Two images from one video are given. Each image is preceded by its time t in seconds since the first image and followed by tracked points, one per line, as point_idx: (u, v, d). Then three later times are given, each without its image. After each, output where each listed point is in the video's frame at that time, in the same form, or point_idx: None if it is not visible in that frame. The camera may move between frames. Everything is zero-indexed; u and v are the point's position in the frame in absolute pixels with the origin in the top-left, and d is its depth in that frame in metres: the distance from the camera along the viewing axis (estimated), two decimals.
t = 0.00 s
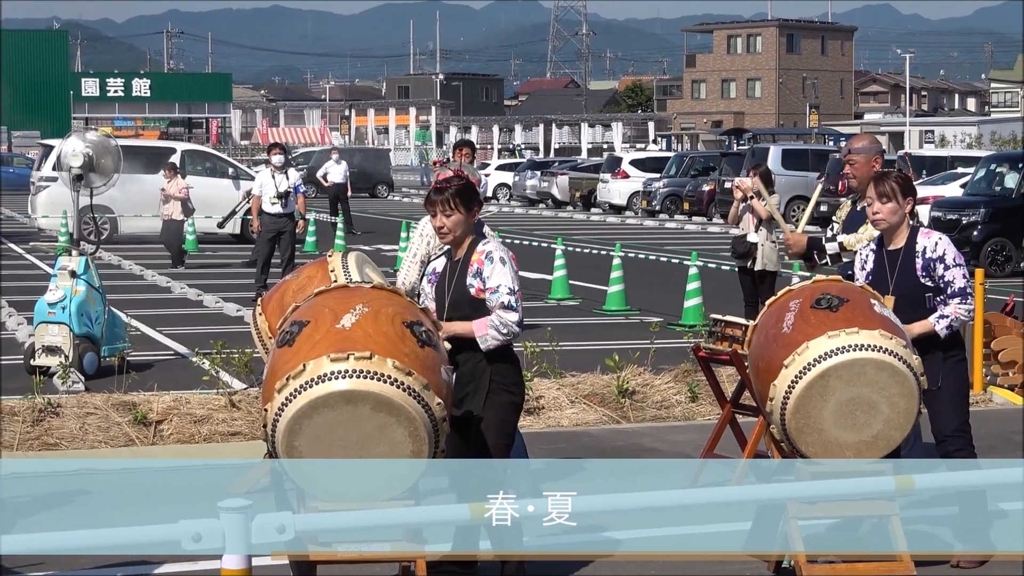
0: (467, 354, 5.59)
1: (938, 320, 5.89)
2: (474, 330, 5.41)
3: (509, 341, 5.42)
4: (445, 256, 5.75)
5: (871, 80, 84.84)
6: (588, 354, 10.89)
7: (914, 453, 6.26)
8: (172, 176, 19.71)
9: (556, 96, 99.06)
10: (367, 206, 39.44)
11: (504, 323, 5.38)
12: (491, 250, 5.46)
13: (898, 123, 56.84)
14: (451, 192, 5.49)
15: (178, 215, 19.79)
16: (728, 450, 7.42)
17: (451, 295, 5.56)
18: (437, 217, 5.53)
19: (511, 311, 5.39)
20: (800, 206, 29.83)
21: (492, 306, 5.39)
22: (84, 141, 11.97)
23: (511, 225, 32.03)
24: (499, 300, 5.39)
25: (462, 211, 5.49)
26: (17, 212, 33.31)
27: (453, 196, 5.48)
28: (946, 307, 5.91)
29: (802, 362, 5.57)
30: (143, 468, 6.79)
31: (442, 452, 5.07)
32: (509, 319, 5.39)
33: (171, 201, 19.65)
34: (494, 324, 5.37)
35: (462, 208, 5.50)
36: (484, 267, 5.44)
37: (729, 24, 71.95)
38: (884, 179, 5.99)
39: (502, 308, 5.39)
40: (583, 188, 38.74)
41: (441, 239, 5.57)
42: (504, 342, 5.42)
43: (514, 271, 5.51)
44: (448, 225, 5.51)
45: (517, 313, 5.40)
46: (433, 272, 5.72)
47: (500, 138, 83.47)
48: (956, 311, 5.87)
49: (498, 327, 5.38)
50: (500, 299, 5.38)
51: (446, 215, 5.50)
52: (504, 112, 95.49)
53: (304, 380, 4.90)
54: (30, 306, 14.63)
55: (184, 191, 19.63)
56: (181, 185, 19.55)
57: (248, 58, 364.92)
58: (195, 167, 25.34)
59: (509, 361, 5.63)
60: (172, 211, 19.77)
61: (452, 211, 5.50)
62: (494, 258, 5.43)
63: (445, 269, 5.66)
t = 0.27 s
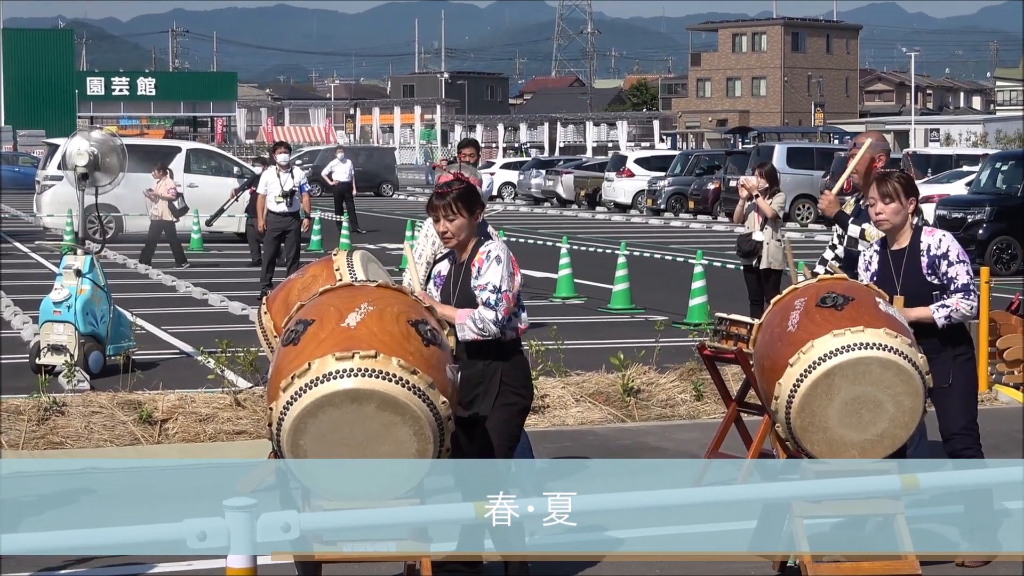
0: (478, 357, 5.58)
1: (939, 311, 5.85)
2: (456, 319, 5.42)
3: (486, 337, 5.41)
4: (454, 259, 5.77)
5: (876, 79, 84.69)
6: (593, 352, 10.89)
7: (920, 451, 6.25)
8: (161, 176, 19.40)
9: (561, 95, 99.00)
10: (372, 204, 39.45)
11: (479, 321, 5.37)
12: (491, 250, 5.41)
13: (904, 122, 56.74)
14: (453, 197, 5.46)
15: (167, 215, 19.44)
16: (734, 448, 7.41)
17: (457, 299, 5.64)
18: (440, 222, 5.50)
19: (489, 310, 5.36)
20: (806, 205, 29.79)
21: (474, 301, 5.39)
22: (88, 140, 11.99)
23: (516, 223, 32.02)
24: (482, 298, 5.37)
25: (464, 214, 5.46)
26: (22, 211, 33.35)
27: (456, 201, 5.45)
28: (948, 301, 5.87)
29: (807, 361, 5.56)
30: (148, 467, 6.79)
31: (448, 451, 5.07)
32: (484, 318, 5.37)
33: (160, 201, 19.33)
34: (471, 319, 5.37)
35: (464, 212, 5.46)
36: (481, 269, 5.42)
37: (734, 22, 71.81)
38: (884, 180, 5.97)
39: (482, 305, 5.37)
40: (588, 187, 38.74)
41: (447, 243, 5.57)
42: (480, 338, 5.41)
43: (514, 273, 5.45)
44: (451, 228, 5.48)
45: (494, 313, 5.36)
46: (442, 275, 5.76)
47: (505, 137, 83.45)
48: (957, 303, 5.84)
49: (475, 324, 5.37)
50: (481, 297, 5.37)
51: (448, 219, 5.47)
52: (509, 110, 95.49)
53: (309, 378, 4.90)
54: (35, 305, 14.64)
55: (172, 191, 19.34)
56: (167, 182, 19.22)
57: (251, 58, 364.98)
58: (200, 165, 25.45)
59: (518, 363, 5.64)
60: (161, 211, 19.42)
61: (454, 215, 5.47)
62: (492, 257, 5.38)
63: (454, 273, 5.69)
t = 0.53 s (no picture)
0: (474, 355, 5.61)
1: (941, 317, 5.87)
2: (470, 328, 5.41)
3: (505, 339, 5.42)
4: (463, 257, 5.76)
5: (881, 77, 84.58)
6: (597, 351, 10.89)
7: (923, 450, 6.25)
8: (150, 173, 19.32)
9: (565, 94, 98.96)
10: (376, 203, 39.44)
11: (498, 321, 5.36)
12: (497, 250, 5.42)
13: (910, 120, 56.65)
14: (460, 196, 5.47)
15: (154, 212, 19.50)
16: (737, 447, 7.40)
17: (463, 295, 5.60)
18: (449, 222, 5.51)
19: (508, 310, 5.37)
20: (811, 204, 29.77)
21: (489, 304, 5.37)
22: (94, 138, 12.01)
23: (521, 222, 31.98)
24: (497, 299, 5.37)
25: (473, 213, 5.47)
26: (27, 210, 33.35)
27: (463, 200, 5.46)
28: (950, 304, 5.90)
29: (812, 360, 5.57)
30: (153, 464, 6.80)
31: (452, 449, 5.06)
32: (503, 318, 5.37)
33: (149, 199, 19.34)
34: (489, 322, 5.36)
35: (473, 211, 5.47)
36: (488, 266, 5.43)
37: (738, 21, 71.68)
38: (891, 176, 6.00)
39: (499, 306, 5.37)
40: (592, 185, 38.74)
41: (456, 242, 5.56)
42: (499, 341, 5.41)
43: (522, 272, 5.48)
44: (460, 228, 5.48)
45: (513, 311, 5.37)
46: (451, 272, 5.74)
47: (509, 135, 83.42)
48: (959, 307, 5.87)
49: (493, 325, 5.37)
50: (498, 298, 5.37)
51: (457, 219, 5.48)
52: (513, 108, 95.38)
53: (313, 377, 4.91)
54: (39, 304, 14.65)
55: (161, 190, 19.35)
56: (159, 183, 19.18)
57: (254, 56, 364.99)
58: (204, 164, 25.52)
59: (516, 364, 5.63)
60: (149, 208, 19.46)
61: (464, 214, 5.48)
62: (500, 257, 5.38)
63: (461, 271, 5.68)
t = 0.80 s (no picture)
0: (478, 360, 5.58)
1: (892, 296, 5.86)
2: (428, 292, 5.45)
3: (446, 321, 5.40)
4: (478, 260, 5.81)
5: (885, 76, 84.52)
6: (601, 349, 10.89)
7: (925, 449, 6.26)
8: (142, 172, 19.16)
9: (568, 93, 98.95)
10: (379, 201, 39.43)
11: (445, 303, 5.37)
12: (501, 259, 5.47)
13: (914, 118, 56.63)
14: (466, 205, 5.49)
15: (148, 212, 19.03)
16: (740, 446, 7.40)
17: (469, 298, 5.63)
18: (457, 229, 5.55)
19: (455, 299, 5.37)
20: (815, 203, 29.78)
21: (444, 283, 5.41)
22: (99, 135, 12.00)
23: (525, 220, 31.97)
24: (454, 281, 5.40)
25: (479, 221, 5.49)
26: (30, 207, 33.37)
27: (469, 208, 5.48)
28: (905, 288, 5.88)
29: (816, 358, 5.56)
30: (157, 462, 6.81)
31: (456, 447, 5.06)
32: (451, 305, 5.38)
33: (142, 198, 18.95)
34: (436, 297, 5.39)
35: (479, 218, 5.49)
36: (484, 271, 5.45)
37: (742, 19, 71.59)
38: (902, 175, 6.04)
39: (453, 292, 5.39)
40: (596, 184, 38.73)
41: (464, 249, 5.60)
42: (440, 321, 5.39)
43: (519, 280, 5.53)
44: (467, 235, 5.52)
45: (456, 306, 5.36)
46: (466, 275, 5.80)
47: (513, 133, 83.41)
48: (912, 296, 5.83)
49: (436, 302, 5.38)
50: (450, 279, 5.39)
51: (463, 226, 5.51)
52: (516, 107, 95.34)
53: (317, 375, 4.91)
54: (42, 302, 14.65)
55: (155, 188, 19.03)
56: (151, 181, 18.89)
57: (257, 55, 364.98)
58: (208, 162, 25.49)
59: (524, 369, 5.63)
60: (143, 208, 19.01)
61: (470, 221, 5.50)
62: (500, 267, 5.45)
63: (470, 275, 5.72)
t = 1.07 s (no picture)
0: (485, 358, 5.59)
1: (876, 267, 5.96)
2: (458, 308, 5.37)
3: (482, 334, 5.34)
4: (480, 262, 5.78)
5: (888, 75, 84.57)
6: (604, 348, 10.89)
7: (929, 448, 6.26)
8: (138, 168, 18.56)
9: (572, 90, 98.98)
10: (384, 199, 39.46)
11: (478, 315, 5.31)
12: (511, 254, 5.43)
13: (917, 117, 56.62)
14: (475, 201, 5.49)
15: (141, 209, 18.52)
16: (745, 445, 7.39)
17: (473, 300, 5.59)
18: (462, 226, 5.54)
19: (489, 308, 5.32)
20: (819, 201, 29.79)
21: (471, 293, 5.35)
22: (102, 134, 11.98)
23: (529, 218, 32.00)
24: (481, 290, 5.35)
25: (485, 219, 5.48)
26: (33, 205, 33.38)
27: (478, 205, 5.48)
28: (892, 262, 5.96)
29: (820, 357, 5.55)
30: (161, 460, 6.82)
31: (459, 446, 5.06)
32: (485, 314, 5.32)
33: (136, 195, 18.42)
34: (469, 311, 5.32)
35: (486, 216, 5.48)
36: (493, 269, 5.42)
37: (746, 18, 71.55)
38: (904, 176, 5.94)
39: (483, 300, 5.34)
40: (599, 182, 38.75)
41: (468, 246, 5.59)
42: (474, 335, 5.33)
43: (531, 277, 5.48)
44: (473, 232, 5.51)
45: (493, 315, 5.32)
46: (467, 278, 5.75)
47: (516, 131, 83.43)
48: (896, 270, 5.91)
49: (472, 315, 5.31)
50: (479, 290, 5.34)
51: (470, 223, 5.50)
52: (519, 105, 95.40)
53: (321, 373, 4.90)
54: (47, 300, 14.67)
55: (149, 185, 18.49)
56: (147, 179, 18.33)
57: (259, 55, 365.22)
58: (212, 160, 25.51)
59: (528, 369, 5.60)
60: (136, 205, 18.51)
61: (476, 218, 5.49)
62: (509, 261, 5.41)
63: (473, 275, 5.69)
